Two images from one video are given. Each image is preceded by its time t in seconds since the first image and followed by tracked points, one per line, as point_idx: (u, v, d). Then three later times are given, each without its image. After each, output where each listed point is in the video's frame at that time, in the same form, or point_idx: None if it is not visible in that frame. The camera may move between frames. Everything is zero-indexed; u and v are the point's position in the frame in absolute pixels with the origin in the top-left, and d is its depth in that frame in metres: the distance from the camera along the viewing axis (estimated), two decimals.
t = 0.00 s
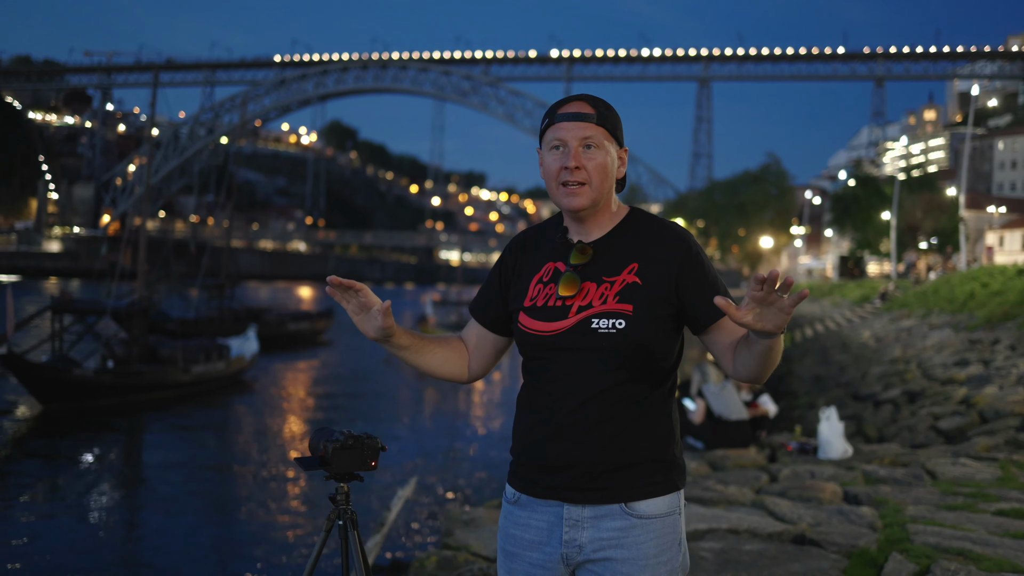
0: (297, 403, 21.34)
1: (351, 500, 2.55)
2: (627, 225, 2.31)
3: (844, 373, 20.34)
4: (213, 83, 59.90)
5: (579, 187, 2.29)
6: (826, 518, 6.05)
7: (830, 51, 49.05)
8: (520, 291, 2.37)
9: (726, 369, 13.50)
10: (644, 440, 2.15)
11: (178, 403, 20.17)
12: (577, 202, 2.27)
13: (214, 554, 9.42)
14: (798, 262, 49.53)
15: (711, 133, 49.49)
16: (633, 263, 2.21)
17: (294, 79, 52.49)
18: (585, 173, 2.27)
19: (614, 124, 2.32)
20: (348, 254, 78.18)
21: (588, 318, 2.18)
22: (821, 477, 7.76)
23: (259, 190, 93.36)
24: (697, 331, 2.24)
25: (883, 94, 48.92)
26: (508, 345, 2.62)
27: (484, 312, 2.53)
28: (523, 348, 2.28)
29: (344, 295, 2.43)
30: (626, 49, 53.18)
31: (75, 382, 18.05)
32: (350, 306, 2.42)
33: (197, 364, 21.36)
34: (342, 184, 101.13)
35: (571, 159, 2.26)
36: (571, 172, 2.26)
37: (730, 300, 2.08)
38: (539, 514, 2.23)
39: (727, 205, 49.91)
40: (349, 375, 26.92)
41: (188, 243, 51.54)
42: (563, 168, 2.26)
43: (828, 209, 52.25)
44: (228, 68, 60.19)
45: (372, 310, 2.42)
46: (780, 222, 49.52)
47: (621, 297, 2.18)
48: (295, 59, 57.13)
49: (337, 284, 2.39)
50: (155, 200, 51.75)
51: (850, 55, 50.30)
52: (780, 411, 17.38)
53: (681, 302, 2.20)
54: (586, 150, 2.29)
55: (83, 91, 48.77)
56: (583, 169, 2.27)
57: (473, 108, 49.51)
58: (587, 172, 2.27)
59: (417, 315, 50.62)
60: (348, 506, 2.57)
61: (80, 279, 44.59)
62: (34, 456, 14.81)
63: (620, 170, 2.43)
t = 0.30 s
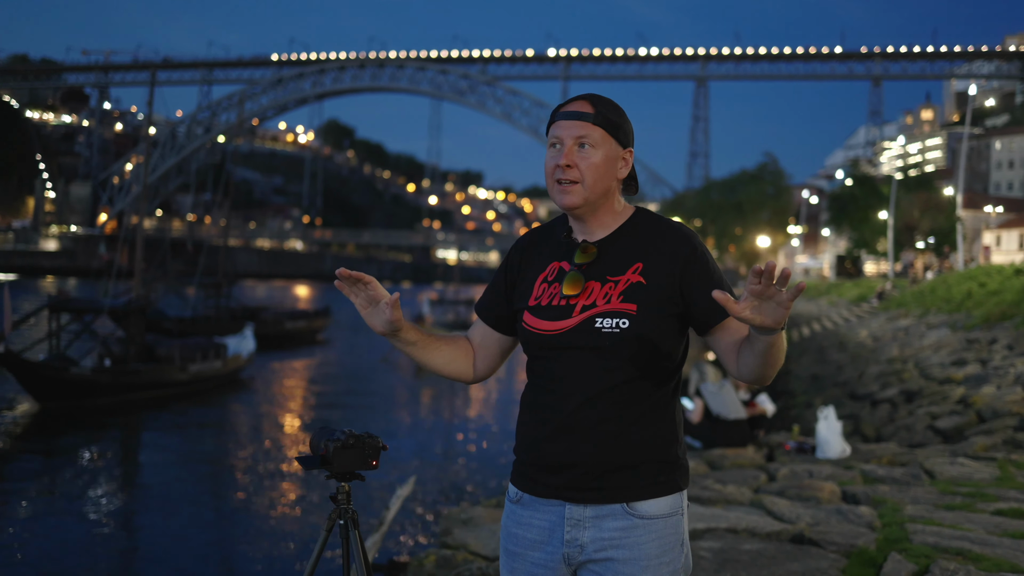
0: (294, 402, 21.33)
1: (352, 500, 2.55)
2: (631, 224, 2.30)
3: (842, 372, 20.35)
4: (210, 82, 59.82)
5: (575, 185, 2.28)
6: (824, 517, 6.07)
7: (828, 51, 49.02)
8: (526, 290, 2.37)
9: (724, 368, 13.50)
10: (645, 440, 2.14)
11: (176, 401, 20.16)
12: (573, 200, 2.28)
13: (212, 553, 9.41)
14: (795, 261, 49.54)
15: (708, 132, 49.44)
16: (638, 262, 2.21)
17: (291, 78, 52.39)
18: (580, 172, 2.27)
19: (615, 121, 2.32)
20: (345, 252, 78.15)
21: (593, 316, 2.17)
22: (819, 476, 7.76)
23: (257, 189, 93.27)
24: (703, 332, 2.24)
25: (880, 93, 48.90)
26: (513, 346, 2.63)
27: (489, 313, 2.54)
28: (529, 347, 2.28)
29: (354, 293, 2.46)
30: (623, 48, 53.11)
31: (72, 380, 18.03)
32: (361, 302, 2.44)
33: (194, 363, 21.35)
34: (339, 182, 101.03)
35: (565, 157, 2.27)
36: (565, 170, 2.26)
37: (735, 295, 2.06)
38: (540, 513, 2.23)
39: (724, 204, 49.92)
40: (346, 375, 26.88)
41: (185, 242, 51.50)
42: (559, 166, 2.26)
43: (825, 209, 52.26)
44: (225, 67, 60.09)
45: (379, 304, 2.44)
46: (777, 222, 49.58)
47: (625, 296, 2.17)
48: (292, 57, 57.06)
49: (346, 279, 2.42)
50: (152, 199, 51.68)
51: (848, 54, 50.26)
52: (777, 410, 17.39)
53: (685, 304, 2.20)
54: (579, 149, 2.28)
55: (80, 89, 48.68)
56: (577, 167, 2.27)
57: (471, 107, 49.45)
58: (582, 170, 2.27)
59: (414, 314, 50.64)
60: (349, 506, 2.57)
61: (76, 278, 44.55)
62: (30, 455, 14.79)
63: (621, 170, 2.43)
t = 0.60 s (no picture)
0: (287, 401, 21.30)
1: (348, 501, 2.56)
2: (634, 225, 2.31)
3: (834, 372, 20.39)
4: (203, 80, 59.69)
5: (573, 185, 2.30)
6: (818, 517, 6.09)
7: (820, 51, 49.09)
8: (529, 289, 2.38)
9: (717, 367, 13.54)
10: (643, 440, 2.14)
11: (168, 401, 20.11)
12: (571, 200, 2.29)
13: (204, 552, 9.40)
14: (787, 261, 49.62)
15: (701, 132, 49.48)
16: (640, 263, 2.21)
17: (283, 77, 52.29)
18: (577, 171, 2.28)
19: (621, 122, 2.32)
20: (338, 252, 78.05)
21: (592, 317, 2.18)
22: (813, 476, 7.78)
23: (249, 188, 93.12)
24: (706, 336, 2.23)
25: (872, 94, 49.03)
26: (516, 343, 2.62)
27: (496, 312, 2.54)
28: (530, 345, 2.29)
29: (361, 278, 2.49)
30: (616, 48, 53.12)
31: (63, 379, 17.99)
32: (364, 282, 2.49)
33: (186, 362, 21.30)
34: (332, 182, 100.88)
35: (563, 157, 2.28)
36: (562, 170, 2.28)
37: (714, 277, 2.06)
38: (538, 512, 2.23)
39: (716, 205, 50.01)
40: (339, 374, 26.84)
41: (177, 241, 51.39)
42: (557, 166, 2.27)
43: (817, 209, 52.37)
44: (217, 66, 59.96)
45: (384, 286, 2.47)
46: (769, 222, 49.70)
47: (626, 296, 2.17)
48: (285, 57, 56.95)
49: (350, 262, 2.48)
50: (144, 197, 51.55)
51: (840, 55, 50.36)
52: (770, 410, 17.42)
53: (685, 306, 2.19)
54: (580, 149, 2.28)
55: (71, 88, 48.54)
56: (574, 167, 2.28)
57: (464, 106, 49.40)
58: (579, 170, 2.28)
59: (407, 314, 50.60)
60: (346, 507, 2.57)
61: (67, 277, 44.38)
62: (21, 455, 14.73)
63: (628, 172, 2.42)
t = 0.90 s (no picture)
0: (278, 400, 21.26)
1: (344, 499, 2.55)
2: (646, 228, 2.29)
3: (825, 372, 20.47)
4: (194, 79, 59.51)
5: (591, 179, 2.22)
6: (810, 516, 6.11)
7: (812, 51, 49.22)
8: (536, 285, 2.37)
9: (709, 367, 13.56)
10: (640, 439, 2.14)
11: (158, 399, 20.05)
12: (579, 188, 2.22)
13: (194, 551, 9.37)
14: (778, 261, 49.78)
15: (693, 132, 49.57)
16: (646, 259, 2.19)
17: (275, 75, 52.16)
18: (598, 167, 2.22)
19: (649, 122, 2.27)
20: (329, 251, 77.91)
21: (595, 311, 2.18)
22: (805, 475, 7.80)
23: (240, 186, 92.90)
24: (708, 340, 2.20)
25: (863, 94, 49.16)
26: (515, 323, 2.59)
27: (502, 292, 2.50)
28: (533, 339, 2.29)
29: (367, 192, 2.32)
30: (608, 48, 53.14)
31: (54, 378, 17.91)
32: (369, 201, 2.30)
33: (176, 360, 21.25)
34: (323, 180, 100.74)
35: (585, 155, 2.22)
36: (585, 167, 2.20)
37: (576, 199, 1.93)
38: (532, 509, 2.24)
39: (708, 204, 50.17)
40: (329, 373, 26.81)
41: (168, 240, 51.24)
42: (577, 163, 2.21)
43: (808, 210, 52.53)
44: (209, 64, 59.78)
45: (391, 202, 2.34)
46: (760, 222, 49.89)
47: (630, 291, 2.17)
48: (276, 55, 56.85)
49: (365, 181, 2.29)
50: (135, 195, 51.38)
51: (832, 55, 50.50)
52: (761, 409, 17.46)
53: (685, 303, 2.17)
54: (604, 147, 2.23)
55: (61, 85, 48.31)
56: (599, 165, 2.21)
57: (455, 105, 49.36)
58: (600, 167, 2.22)
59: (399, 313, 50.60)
60: (341, 506, 2.56)
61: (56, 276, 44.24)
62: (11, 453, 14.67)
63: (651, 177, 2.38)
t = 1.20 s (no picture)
0: (270, 395, 21.24)
1: (338, 495, 2.55)
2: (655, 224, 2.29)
3: (817, 368, 20.53)
4: (187, 73, 59.31)
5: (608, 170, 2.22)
6: (803, 512, 6.12)
7: (806, 48, 49.30)
8: (538, 279, 2.39)
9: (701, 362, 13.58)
10: (626, 435, 2.14)
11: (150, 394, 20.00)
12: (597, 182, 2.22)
13: (187, 547, 9.34)
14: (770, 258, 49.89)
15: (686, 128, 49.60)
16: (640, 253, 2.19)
17: (268, 70, 52.03)
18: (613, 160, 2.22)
19: (660, 119, 2.26)
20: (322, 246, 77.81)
21: (590, 305, 2.18)
22: (798, 471, 7.82)
23: (233, 181, 92.69)
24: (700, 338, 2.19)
25: (856, 91, 49.30)
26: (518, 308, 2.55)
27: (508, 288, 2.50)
28: (531, 335, 2.29)
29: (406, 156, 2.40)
30: (602, 43, 53.12)
31: (46, 373, 17.83)
32: (413, 164, 2.36)
33: (169, 355, 21.21)
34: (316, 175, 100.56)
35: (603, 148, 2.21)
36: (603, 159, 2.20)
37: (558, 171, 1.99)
38: (524, 504, 2.24)
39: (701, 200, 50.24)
40: (322, 368, 26.78)
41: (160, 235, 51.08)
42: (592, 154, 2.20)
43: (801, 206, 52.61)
44: (201, 58, 59.57)
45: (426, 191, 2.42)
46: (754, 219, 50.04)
47: (622, 286, 2.17)
48: (269, 50, 56.71)
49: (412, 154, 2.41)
50: (127, 190, 51.20)
51: (825, 52, 50.57)
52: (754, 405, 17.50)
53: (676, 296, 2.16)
54: (616, 141, 2.23)
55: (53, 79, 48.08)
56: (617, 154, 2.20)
57: (449, 101, 49.30)
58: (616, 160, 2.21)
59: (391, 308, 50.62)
60: (336, 501, 2.57)
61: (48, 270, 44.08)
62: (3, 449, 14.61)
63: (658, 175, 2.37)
